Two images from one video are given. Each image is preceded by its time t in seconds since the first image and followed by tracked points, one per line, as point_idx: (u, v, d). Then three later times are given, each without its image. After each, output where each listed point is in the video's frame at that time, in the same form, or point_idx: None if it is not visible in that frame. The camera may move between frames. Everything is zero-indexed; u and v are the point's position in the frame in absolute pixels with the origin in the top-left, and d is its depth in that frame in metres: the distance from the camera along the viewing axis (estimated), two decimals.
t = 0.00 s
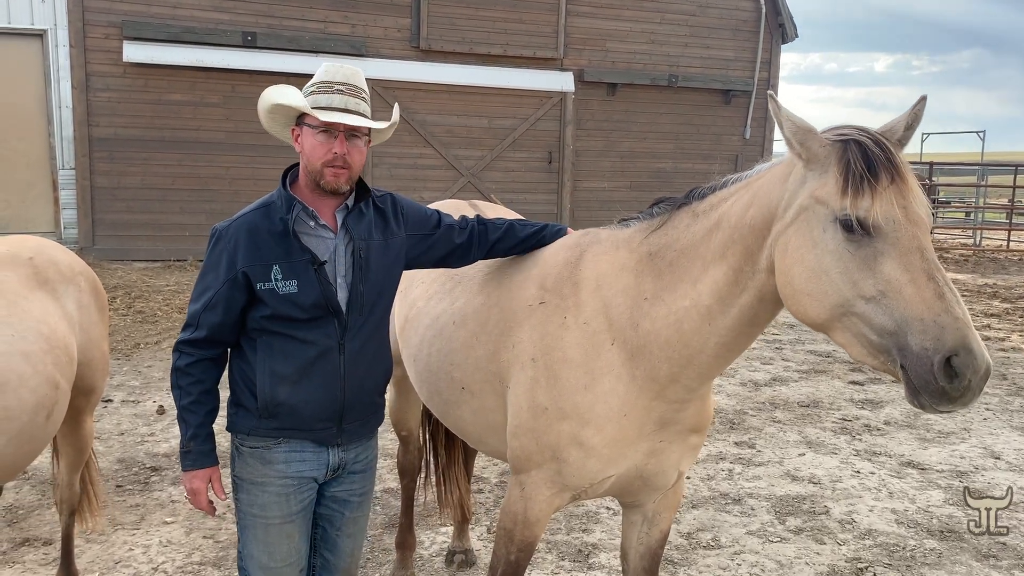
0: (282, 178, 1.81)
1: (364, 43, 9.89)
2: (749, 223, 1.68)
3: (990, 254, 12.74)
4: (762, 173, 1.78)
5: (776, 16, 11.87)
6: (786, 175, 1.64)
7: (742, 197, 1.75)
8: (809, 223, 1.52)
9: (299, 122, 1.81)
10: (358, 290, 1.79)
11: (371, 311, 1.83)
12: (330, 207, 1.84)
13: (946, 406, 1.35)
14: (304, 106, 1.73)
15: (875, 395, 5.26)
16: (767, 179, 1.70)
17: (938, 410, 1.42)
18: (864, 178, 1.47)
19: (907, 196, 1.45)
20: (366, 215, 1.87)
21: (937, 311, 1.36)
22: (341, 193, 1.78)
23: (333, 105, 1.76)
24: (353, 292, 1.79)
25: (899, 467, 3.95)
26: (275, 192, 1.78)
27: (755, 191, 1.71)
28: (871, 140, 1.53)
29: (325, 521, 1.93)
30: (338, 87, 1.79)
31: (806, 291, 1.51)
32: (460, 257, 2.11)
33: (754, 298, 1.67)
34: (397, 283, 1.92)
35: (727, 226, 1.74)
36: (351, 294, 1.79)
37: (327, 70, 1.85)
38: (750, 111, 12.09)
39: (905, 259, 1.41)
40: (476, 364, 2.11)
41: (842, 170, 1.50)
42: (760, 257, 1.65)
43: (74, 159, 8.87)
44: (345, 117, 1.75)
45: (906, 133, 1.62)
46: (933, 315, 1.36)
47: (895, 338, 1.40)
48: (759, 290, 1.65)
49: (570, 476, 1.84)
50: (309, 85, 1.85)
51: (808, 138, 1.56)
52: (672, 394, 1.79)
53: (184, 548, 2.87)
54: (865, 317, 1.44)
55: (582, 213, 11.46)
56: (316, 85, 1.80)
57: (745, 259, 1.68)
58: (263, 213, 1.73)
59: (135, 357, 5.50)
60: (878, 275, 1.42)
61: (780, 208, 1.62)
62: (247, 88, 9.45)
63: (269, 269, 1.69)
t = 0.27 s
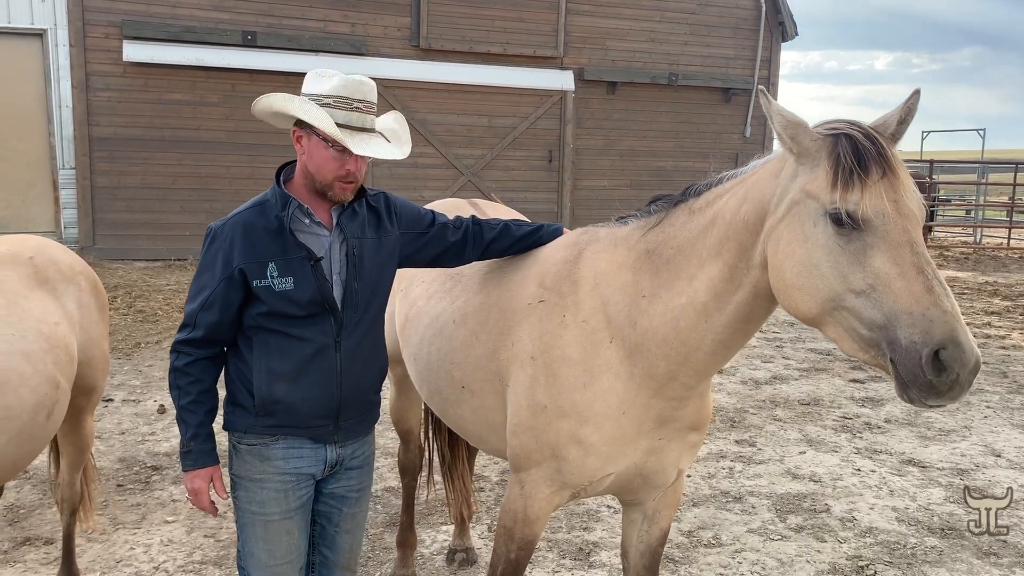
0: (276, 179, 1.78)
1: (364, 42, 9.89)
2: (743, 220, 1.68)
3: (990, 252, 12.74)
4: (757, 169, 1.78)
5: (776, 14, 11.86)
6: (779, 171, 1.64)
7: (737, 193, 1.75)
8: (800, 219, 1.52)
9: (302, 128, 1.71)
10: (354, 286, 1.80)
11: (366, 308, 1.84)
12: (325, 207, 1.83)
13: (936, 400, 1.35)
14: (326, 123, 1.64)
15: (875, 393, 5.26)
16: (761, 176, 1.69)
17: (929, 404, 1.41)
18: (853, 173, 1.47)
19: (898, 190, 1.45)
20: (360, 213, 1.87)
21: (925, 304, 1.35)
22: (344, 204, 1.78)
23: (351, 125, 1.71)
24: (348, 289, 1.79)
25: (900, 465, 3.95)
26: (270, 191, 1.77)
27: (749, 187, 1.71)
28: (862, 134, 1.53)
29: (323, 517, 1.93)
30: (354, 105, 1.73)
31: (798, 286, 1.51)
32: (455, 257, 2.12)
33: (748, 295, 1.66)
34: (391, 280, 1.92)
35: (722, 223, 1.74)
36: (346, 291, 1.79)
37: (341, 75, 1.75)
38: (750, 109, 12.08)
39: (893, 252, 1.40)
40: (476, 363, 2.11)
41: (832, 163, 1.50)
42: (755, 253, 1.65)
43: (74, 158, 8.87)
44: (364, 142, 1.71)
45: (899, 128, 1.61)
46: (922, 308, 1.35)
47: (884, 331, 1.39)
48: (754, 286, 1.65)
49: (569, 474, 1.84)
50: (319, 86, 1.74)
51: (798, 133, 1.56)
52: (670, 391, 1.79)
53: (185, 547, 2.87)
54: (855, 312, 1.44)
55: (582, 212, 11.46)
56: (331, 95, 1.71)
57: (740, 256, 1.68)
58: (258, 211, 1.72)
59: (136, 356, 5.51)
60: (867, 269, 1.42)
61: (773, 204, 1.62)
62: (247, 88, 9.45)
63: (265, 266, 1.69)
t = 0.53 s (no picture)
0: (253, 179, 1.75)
1: (363, 42, 9.89)
2: (737, 218, 1.67)
3: (991, 250, 12.72)
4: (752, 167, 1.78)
5: (775, 13, 11.85)
6: (772, 170, 1.63)
7: (732, 191, 1.75)
8: (792, 218, 1.52)
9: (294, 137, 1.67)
10: (339, 284, 1.80)
11: (353, 306, 1.85)
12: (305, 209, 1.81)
13: (924, 401, 1.34)
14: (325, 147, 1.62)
15: (876, 391, 5.26)
16: (755, 174, 1.69)
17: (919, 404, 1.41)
18: (844, 172, 1.46)
19: (889, 190, 1.44)
20: (339, 211, 1.86)
21: (914, 304, 1.35)
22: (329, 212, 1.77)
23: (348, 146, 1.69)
24: (333, 287, 1.79)
25: (900, 463, 3.95)
26: (249, 193, 1.74)
27: (743, 186, 1.70)
28: (853, 133, 1.52)
29: (320, 516, 1.93)
30: (350, 124, 1.70)
31: (790, 286, 1.51)
32: (432, 256, 2.13)
33: (743, 294, 1.66)
34: (376, 278, 1.93)
35: (716, 222, 1.74)
36: (332, 289, 1.79)
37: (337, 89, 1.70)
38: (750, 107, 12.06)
39: (883, 253, 1.40)
40: (476, 362, 2.11)
41: (823, 163, 1.49)
42: (749, 252, 1.65)
43: (74, 159, 8.87)
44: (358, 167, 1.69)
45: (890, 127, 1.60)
46: (910, 309, 1.35)
47: (873, 332, 1.39)
48: (748, 286, 1.65)
49: (568, 473, 1.84)
50: (313, 98, 1.69)
51: (789, 132, 1.55)
52: (668, 390, 1.78)
53: (186, 547, 2.87)
54: (845, 312, 1.44)
55: (582, 211, 11.45)
56: (328, 113, 1.67)
57: (734, 255, 1.67)
58: (239, 214, 1.70)
59: (137, 356, 5.51)
60: (857, 270, 1.41)
61: (766, 203, 1.61)
62: (247, 87, 9.45)
63: (250, 269, 1.68)
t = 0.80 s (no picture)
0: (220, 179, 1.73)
1: (363, 41, 9.89)
2: (730, 216, 1.67)
3: (991, 247, 12.72)
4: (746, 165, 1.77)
5: (775, 11, 11.83)
6: (764, 167, 1.63)
7: (726, 189, 1.74)
8: (782, 216, 1.52)
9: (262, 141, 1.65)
10: (306, 284, 1.80)
11: (321, 307, 1.85)
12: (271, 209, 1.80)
13: (910, 398, 1.34)
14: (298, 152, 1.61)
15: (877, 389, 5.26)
16: (748, 172, 1.69)
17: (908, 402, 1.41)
18: (832, 169, 1.46)
19: (878, 186, 1.43)
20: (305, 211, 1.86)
21: (900, 302, 1.34)
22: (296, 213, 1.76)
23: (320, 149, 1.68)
24: (301, 287, 1.79)
25: (901, 461, 3.94)
26: (214, 193, 1.72)
27: (737, 184, 1.70)
28: (843, 129, 1.51)
29: (298, 514, 1.91)
30: (321, 128, 1.69)
31: (780, 284, 1.51)
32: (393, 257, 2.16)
33: (737, 292, 1.66)
34: (342, 277, 1.93)
35: (710, 220, 1.73)
36: (300, 289, 1.79)
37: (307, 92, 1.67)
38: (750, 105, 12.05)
39: (870, 250, 1.39)
40: (475, 360, 2.10)
41: (812, 160, 1.49)
42: (742, 250, 1.64)
43: (74, 159, 8.87)
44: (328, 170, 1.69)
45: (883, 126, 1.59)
46: (896, 306, 1.34)
47: (860, 330, 1.39)
48: (742, 284, 1.65)
49: (567, 471, 1.84)
50: (282, 101, 1.66)
51: (779, 129, 1.55)
52: (664, 389, 1.78)
53: (186, 547, 2.87)
54: (833, 310, 1.43)
55: (583, 209, 11.45)
56: (299, 117, 1.65)
57: (728, 253, 1.67)
58: (204, 216, 1.68)
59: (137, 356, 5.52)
60: (844, 267, 1.41)
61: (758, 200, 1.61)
62: (246, 87, 9.44)
63: (218, 271, 1.66)
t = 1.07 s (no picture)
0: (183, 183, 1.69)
1: (364, 39, 9.88)
2: (725, 213, 1.67)
3: (993, 244, 12.70)
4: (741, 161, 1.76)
5: (776, 8, 11.78)
6: (757, 164, 1.62)
7: (720, 186, 1.74)
8: (775, 213, 1.51)
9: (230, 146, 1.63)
10: (269, 288, 1.79)
11: (285, 310, 1.84)
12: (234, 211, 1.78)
13: (903, 394, 1.33)
14: (273, 151, 1.61)
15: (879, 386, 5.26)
16: (742, 168, 1.68)
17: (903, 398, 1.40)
18: (823, 165, 1.45)
19: (870, 181, 1.43)
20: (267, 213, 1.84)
21: (893, 297, 1.34)
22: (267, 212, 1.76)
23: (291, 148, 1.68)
24: (263, 291, 1.78)
25: (903, 458, 3.94)
26: (178, 194, 1.69)
27: (731, 180, 1.70)
28: (834, 125, 1.51)
29: (264, 512, 1.90)
30: (289, 125, 1.68)
31: (773, 281, 1.50)
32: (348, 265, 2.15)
33: (732, 290, 1.65)
34: (305, 279, 1.92)
35: (706, 217, 1.73)
36: (263, 293, 1.78)
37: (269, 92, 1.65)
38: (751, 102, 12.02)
39: (862, 245, 1.39)
40: (476, 357, 2.10)
41: (803, 156, 1.48)
42: (736, 248, 1.64)
43: (75, 158, 8.87)
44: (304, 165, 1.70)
45: (874, 123, 1.60)
46: (889, 301, 1.34)
47: (852, 326, 1.38)
48: (737, 281, 1.64)
49: (567, 468, 1.84)
50: (245, 104, 1.63)
51: (770, 126, 1.55)
52: (664, 385, 1.78)
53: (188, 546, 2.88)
54: (826, 306, 1.43)
55: (584, 207, 11.44)
56: (266, 118, 1.63)
57: (723, 250, 1.67)
58: (167, 219, 1.65)
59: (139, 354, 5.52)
60: (836, 263, 1.40)
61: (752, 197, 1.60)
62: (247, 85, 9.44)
63: (182, 275, 1.64)
